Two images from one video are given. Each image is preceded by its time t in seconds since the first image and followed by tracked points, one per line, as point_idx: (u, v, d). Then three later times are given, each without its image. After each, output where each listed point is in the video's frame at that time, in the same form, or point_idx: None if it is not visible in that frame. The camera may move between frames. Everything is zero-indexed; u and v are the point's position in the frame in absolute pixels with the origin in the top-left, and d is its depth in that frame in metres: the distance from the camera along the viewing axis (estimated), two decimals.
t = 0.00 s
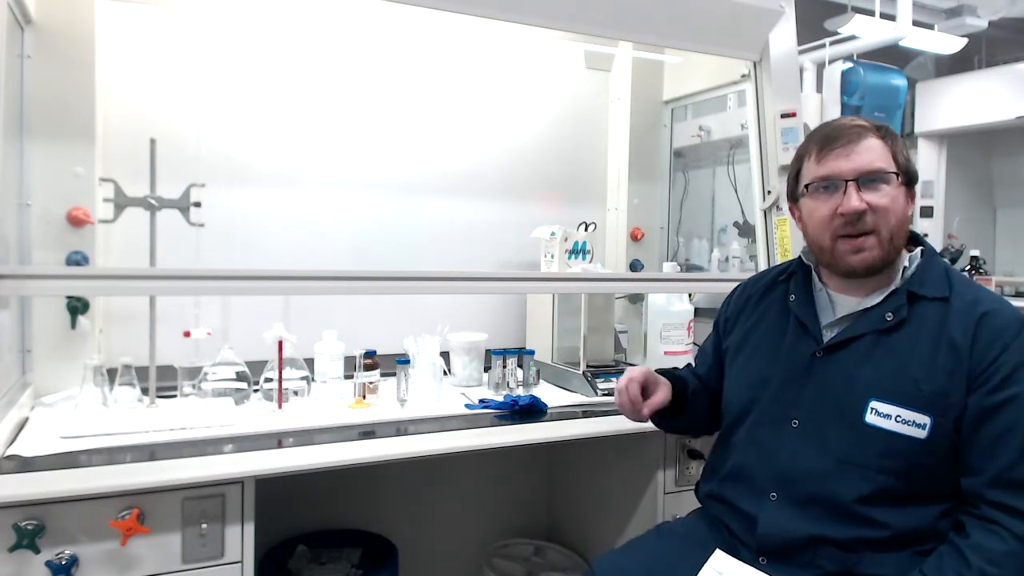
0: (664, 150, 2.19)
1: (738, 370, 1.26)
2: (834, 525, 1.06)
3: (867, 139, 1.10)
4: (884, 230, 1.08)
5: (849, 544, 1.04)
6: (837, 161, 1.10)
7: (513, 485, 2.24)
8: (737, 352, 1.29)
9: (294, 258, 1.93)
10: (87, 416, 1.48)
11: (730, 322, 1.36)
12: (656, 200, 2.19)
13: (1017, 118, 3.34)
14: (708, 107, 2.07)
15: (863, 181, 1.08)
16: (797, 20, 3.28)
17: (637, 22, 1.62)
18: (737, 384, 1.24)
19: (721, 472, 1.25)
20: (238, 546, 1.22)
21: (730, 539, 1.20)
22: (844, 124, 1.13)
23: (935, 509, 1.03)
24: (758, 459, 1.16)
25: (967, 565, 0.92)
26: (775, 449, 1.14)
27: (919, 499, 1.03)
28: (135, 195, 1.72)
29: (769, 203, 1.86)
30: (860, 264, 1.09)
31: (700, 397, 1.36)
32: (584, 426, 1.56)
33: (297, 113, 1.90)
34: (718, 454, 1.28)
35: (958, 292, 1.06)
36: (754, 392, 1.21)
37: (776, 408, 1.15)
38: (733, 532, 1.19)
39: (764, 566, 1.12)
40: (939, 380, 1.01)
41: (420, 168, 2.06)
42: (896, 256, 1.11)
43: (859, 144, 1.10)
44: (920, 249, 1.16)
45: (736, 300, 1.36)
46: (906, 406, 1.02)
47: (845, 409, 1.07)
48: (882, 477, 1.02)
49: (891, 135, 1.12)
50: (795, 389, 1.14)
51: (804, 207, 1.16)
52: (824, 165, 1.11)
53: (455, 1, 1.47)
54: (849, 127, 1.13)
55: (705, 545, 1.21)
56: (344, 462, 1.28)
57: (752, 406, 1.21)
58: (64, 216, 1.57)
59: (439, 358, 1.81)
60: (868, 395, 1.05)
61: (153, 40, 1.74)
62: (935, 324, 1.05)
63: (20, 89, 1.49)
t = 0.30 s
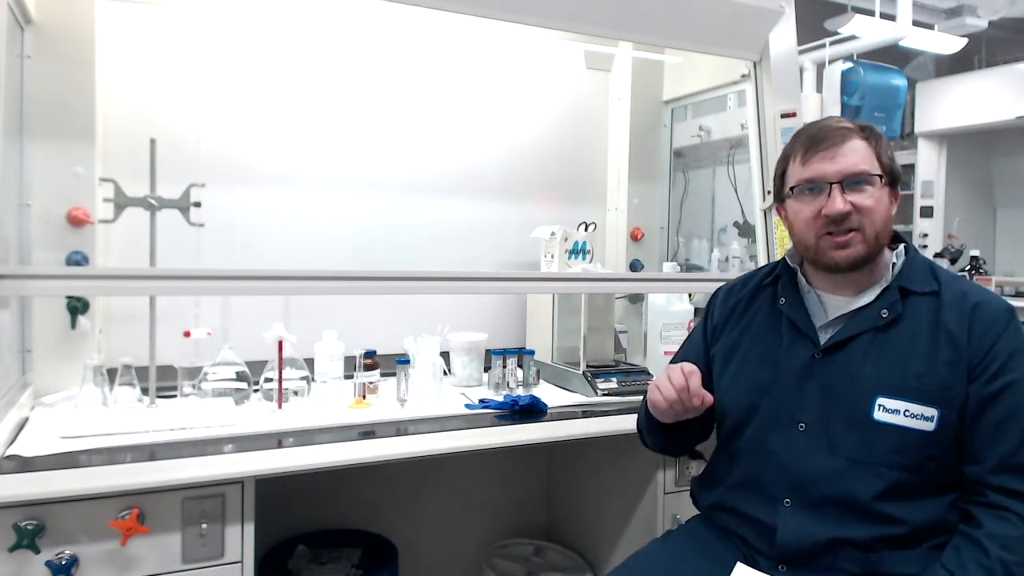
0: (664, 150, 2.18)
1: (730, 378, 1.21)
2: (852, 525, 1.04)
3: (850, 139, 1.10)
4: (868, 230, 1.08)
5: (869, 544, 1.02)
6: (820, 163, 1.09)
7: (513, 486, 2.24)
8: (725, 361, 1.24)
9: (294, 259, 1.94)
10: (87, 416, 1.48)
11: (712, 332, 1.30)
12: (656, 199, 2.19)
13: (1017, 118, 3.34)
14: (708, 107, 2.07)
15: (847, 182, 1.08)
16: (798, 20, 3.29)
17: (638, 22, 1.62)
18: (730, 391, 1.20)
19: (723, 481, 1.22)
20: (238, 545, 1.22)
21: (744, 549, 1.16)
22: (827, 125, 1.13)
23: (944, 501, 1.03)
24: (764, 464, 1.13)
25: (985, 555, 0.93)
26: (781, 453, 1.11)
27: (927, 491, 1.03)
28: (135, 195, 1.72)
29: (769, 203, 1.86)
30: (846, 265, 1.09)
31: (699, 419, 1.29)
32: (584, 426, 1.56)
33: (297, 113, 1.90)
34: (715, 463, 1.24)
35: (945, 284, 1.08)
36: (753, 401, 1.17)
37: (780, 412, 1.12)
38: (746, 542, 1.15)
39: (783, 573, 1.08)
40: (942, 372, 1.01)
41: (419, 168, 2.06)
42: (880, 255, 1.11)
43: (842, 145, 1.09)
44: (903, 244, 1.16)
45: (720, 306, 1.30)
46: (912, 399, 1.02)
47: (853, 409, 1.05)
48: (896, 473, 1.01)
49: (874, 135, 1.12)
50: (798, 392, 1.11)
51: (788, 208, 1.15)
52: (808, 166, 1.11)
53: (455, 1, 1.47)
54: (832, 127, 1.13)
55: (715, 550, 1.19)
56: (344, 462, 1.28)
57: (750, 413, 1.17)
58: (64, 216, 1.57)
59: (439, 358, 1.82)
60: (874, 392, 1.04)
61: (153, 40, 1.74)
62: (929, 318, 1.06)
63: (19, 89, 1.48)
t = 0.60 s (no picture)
0: (664, 150, 2.18)
1: (725, 386, 1.18)
2: (871, 523, 1.03)
3: (831, 143, 1.10)
4: (853, 234, 1.08)
5: (889, 541, 1.02)
6: (803, 168, 1.09)
7: (512, 486, 2.24)
8: (718, 368, 1.21)
9: (293, 259, 1.94)
10: (87, 416, 1.49)
11: (701, 337, 1.28)
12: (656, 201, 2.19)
13: (1017, 118, 3.34)
14: (708, 107, 2.08)
15: (830, 186, 1.08)
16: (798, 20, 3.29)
17: (638, 22, 1.62)
18: (729, 397, 1.18)
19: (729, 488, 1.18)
20: (238, 546, 1.22)
21: (761, 557, 1.13)
22: (810, 129, 1.12)
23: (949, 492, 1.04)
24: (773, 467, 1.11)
25: (1001, 544, 0.94)
26: (791, 455, 1.09)
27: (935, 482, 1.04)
28: (135, 195, 1.72)
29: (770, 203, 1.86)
30: (831, 268, 1.09)
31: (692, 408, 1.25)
32: (584, 426, 1.56)
33: (297, 113, 1.90)
34: (717, 472, 1.21)
35: (930, 278, 1.10)
36: (753, 405, 1.14)
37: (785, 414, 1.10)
38: (763, 550, 1.12)
39: None
40: (942, 364, 1.02)
41: (419, 168, 2.06)
42: (864, 257, 1.12)
43: (824, 149, 1.09)
44: (886, 243, 1.17)
45: (706, 312, 1.28)
46: (917, 393, 1.02)
47: (861, 407, 1.05)
48: (907, 467, 1.02)
49: (855, 138, 1.12)
50: (801, 393, 1.10)
51: (772, 212, 1.15)
52: (791, 171, 1.11)
53: (455, 1, 1.48)
54: (814, 131, 1.13)
55: (726, 554, 1.16)
56: (344, 462, 1.28)
57: (752, 418, 1.15)
58: (64, 217, 1.56)
59: (438, 357, 1.82)
60: (879, 388, 1.04)
61: (152, 40, 1.73)
62: (920, 312, 1.07)
63: (19, 88, 1.48)
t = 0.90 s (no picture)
0: (665, 150, 2.18)
1: (727, 389, 1.18)
2: (882, 523, 1.03)
3: (827, 146, 1.10)
4: (852, 235, 1.08)
5: (902, 541, 1.02)
6: (799, 171, 1.10)
7: (512, 486, 2.24)
8: (719, 371, 1.20)
9: (293, 259, 1.94)
10: (87, 416, 1.49)
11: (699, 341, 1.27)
12: (656, 196, 2.17)
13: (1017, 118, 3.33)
14: (708, 107, 2.08)
15: (827, 188, 1.08)
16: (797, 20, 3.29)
17: (638, 22, 1.62)
18: (732, 400, 1.17)
19: (735, 492, 1.17)
20: (238, 545, 1.22)
21: (774, 561, 1.11)
22: (804, 132, 1.13)
23: (955, 490, 1.05)
24: (780, 470, 1.10)
25: (1012, 541, 0.95)
26: (798, 457, 1.08)
27: (942, 480, 1.05)
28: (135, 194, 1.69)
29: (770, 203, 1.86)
30: (832, 269, 1.09)
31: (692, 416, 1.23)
32: (584, 426, 1.56)
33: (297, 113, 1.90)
34: (723, 477, 1.19)
35: (928, 277, 1.10)
36: (757, 408, 1.14)
37: (790, 416, 1.10)
38: (777, 555, 1.10)
39: None
40: (945, 363, 1.03)
41: (420, 168, 2.07)
42: (863, 258, 1.12)
43: (820, 152, 1.10)
44: (882, 243, 1.17)
45: (704, 315, 1.27)
46: (922, 392, 1.03)
47: (868, 408, 1.05)
48: (915, 466, 1.02)
49: (850, 140, 1.13)
50: (807, 395, 1.09)
51: (769, 216, 1.15)
52: (788, 175, 1.10)
53: (456, 1, 1.48)
54: (808, 135, 1.13)
55: (734, 557, 1.14)
56: (344, 462, 1.28)
57: (757, 421, 1.14)
58: (64, 217, 1.56)
59: (439, 357, 1.82)
60: (885, 388, 1.04)
61: (152, 40, 1.73)
62: (921, 311, 1.08)
63: (19, 88, 1.48)
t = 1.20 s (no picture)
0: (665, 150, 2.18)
1: (729, 389, 1.18)
2: (883, 524, 1.03)
3: (828, 143, 1.10)
4: (852, 233, 1.08)
5: (903, 543, 1.02)
6: (801, 169, 1.10)
7: (512, 486, 2.24)
8: (721, 371, 1.20)
9: (293, 259, 1.94)
10: (87, 416, 1.49)
11: (700, 342, 1.27)
12: (656, 196, 2.17)
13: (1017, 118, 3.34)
14: (708, 107, 2.08)
15: (828, 185, 1.08)
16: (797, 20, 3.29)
17: (638, 22, 1.62)
18: (733, 400, 1.17)
19: (735, 493, 1.17)
20: (238, 545, 1.22)
21: (774, 561, 1.11)
22: (805, 130, 1.13)
23: (955, 490, 1.05)
24: (782, 470, 1.10)
25: (1014, 542, 0.95)
26: (800, 458, 1.08)
27: (943, 480, 1.05)
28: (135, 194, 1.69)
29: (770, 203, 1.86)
30: (832, 267, 1.09)
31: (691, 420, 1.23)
32: (584, 426, 1.56)
33: (297, 113, 1.90)
34: (724, 477, 1.19)
35: (930, 277, 1.10)
36: (759, 408, 1.14)
37: (792, 416, 1.10)
38: (777, 555, 1.10)
39: None
40: (947, 364, 1.03)
41: (420, 168, 2.07)
42: (864, 256, 1.12)
43: (821, 149, 1.10)
44: (885, 243, 1.18)
45: (705, 315, 1.27)
46: (924, 393, 1.03)
47: (870, 409, 1.05)
48: (916, 467, 1.02)
49: (851, 138, 1.12)
50: (809, 395, 1.09)
51: (771, 213, 1.15)
52: (789, 173, 1.11)
53: (456, 1, 1.48)
54: (809, 133, 1.13)
55: (733, 557, 1.14)
56: (344, 462, 1.28)
57: (758, 421, 1.14)
58: (64, 217, 1.56)
59: (439, 358, 1.82)
60: (887, 389, 1.04)
61: (152, 40, 1.73)
62: (924, 312, 1.08)
63: (19, 88, 1.48)
